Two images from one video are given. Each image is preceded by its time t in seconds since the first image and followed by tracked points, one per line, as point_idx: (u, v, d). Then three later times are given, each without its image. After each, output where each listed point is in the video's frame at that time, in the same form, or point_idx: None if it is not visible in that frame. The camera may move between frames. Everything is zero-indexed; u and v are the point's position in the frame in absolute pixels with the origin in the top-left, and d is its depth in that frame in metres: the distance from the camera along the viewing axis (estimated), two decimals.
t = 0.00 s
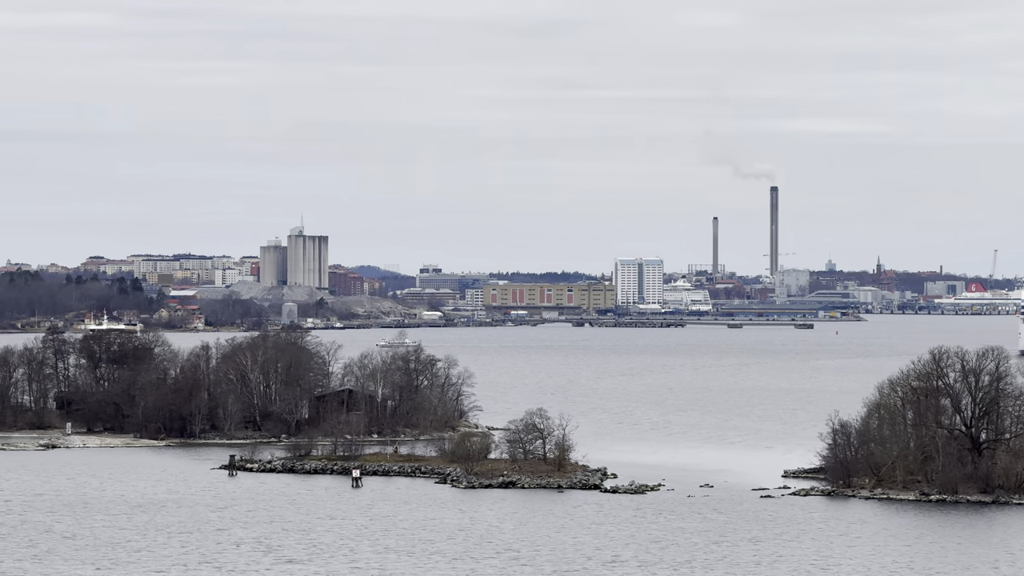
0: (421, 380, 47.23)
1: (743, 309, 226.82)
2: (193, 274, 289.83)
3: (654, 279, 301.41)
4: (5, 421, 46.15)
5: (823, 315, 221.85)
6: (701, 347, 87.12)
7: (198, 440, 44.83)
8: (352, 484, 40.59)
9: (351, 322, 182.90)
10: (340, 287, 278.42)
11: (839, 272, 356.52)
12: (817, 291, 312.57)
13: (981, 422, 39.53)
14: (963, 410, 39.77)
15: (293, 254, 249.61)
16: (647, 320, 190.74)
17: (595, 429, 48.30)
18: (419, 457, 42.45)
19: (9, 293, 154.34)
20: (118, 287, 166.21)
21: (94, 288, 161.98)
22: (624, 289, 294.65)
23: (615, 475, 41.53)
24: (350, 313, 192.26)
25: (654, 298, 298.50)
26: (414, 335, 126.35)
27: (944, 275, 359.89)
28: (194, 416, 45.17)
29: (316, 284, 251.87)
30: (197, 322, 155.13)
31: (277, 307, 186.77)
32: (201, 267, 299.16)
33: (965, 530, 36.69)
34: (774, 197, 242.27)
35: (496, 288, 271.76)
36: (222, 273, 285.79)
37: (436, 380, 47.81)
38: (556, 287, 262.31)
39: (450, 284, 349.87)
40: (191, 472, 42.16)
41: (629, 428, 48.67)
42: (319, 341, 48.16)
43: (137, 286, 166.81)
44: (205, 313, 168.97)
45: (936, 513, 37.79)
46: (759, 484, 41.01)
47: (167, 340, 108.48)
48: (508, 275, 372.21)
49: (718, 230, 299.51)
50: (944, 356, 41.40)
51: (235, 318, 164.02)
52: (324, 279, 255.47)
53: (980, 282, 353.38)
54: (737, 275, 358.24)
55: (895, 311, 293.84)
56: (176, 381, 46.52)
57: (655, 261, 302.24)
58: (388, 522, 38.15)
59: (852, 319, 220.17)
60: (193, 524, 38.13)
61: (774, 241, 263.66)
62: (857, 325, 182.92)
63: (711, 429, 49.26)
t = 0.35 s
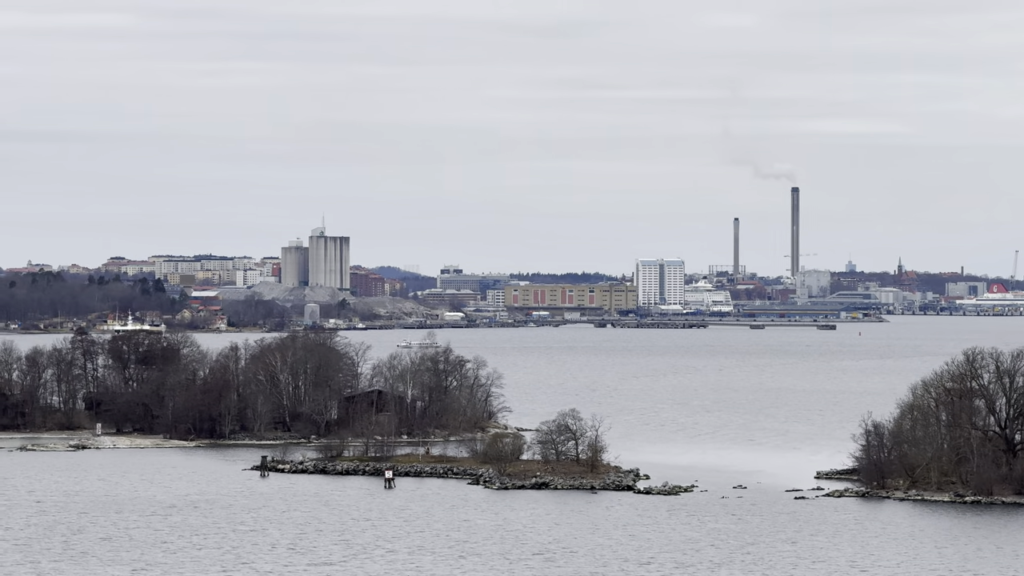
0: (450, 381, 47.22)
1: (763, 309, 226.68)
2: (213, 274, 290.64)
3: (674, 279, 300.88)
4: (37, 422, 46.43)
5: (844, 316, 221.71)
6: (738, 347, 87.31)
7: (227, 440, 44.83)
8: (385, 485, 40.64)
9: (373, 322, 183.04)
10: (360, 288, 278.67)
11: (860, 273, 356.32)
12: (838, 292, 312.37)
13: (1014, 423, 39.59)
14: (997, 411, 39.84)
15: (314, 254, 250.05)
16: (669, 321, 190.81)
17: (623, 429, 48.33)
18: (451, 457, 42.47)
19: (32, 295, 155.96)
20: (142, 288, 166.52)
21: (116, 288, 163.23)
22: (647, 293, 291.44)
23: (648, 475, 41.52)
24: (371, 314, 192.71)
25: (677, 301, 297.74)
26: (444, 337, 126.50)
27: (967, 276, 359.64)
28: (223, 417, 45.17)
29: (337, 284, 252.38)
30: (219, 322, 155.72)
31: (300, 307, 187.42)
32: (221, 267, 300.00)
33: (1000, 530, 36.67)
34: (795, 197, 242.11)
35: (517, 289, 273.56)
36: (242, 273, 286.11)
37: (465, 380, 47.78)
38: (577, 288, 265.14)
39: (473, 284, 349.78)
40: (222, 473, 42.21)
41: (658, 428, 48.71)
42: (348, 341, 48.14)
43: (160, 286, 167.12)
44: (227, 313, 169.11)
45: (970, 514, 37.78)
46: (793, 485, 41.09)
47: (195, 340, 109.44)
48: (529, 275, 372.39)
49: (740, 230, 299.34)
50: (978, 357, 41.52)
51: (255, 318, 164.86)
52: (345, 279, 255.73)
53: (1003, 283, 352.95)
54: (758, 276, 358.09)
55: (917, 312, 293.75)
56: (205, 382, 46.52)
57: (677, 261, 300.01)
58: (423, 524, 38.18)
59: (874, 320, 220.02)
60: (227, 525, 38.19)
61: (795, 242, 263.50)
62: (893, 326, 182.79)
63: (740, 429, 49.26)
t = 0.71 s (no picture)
0: (485, 384, 47.15)
1: (790, 313, 226.40)
2: (240, 275, 291.68)
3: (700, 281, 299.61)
4: (73, 426, 46.71)
5: (871, 319, 221.46)
6: (778, 351, 87.35)
7: (262, 443, 44.83)
8: (422, 488, 40.63)
9: (401, 326, 183.34)
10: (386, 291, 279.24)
11: (886, 276, 355.79)
12: (864, 295, 311.90)
13: None
14: None
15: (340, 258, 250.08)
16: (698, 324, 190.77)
17: (658, 432, 48.29)
18: (488, 461, 42.43)
19: (62, 299, 156.84)
20: (170, 289, 167.14)
21: (144, 290, 163.38)
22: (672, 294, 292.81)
23: (685, 479, 41.49)
24: (399, 318, 193.22)
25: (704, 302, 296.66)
26: (481, 339, 126.66)
27: (995, 279, 358.88)
28: (258, 420, 45.16)
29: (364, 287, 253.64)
30: (248, 325, 156.14)
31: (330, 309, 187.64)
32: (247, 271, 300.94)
33: None
34: (821, 200, 241.81)
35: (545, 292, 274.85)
36: (269, 276, 287.17)
37: (499, 384, 47.71)
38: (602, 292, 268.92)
39: (499, 286, 350.12)
40: (259, 475, 42.22)
41: (693, 431, 48.65)
42: (383, 345, 48.11)
43: (188, 289, 167.83)
44: (256, 314, 169.73)
45: (1011, 517, 37.68)
46: (831, 489, 41.09)
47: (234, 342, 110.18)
48: (555, 279, 372.75)
49: (766, 233, 298.97)
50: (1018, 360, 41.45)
51: (283, 320, 165.73)
52: (371, 283, 255.89)
53: None
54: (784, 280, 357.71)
55: (943, 315, 293.15)
56: (240, 385, 46.53)
57: (704, 266, 299.02)
58: (463, 526, 38.16)
59: (901, 323, 219.74)
60: (266, 528, 38.22)
61: (821, 246, 263.15)
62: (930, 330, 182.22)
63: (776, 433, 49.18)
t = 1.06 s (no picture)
0: (524, 388, 47.10)
1: (822, 317, 226.16)
2: (270, 279, 293.35)
3: (734, 286, 298.97)
4: (113, 429, 47.23)
5: (903, 322, 221.28)
6: (814, 355, 87.62)
7: (302, 447, 44.81)
8: (465, 492, 40.59)
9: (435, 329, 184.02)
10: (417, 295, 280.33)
11: (918, 279, 355.61)
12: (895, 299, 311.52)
13: None
14: None
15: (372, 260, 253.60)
16: (730, 327, 191.04)
17: (699, 436, 48.27)
18: (530, 465, 42.38)
19: (94, 303, 157.65)
20: (202, 293, 168.04)
21: (178, 293, 164.13)
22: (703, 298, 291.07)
23: (728, 483, 41.41)
24: (431, 321, 194.14)
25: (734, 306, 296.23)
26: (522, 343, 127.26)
27: None
28: (298, 424, 45.15)
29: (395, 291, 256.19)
30: (280, 328, 156.72)
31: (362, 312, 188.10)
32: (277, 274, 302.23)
33: None
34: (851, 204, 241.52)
35: (577, 297, 275.92)
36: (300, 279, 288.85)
37: (539, 387, 47.66)
38: (634, 295, 271.33)
39: (530, 289, 350.99)
40: (301, 479, 42.22)
41: (733, 436, 48.63)
42: (422, 348, 48.07)
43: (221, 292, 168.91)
44: (287, 318, 171.69)
45: None
46: (875, 494, 41.02)
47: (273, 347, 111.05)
48: (587, 281, 373.40)
49: (796, 237, 298.71)
50: None
51: (315, 324, 166.67)
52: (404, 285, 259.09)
53: None
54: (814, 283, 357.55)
55: (975, 320, 292.77)
56: (280, 388, 46.55)
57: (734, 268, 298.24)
58: (507, 531, 38.11)
59: (933, 327, 219.67)
60: (310, 531, 38.20)
61: (851, 249, 262.89)
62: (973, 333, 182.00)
63: (814, 438, 49.12)
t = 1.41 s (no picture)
0: (561, 392, 47.06)
1: (852, 320, 226.19)
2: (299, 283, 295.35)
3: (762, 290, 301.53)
4: (150, 434, 47.82)
5: (933, 326, 221.46)
6: (847, 360, 87.86)
7: (340, 451, 44.80)
8: (505, 497, 40.53)
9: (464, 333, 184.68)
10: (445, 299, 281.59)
11: (948, 283, 355.21)
12: (925, 303, 311.11)
13: None
14: None
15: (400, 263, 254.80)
16: (762, 331, 191.40)
17: (738, 441, 48.26)
18: (570, 469, 42.32)
19: (126, 305, 159.13)
20: (232, 297, 169.81)
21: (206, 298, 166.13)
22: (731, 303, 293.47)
23: (769, 488, 41.30)
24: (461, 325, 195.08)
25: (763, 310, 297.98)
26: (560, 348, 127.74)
27: None
28: (336, 428, 45.16)
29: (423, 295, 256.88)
30: (311, 332, 157.77)
31: (392, 316, 189.07)
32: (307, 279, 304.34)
33: None
34: (880, 209, 241.10)
35: (605, 300, 279.43)
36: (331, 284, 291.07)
37: (575, 391, 47.62)
38: (665, 298, 272.72)
39: (558, 293, 352.17)
40: (340, 483, 42.22)
41: (769, 440, 48.53)
42: (459, 352, 48.04)
43: (250, 297, 170.67)
44: (316, 322, 173.08)
45: None
46: (917, 498, 40.91)
47: (309, 352, 112.19)
48: (617, 286, 374.31)
49: (826, 240, 298.89)
50: None
51: (345, 329, 167.95)
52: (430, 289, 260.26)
53: None
54: (842, 287, 357.49)
55: (1003, 324, 292.12)
56: (317, 393, 46.57)
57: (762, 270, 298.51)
58: (550, 535, 38.03)
59: (964, 331, 219.52)
60: (352, 535, 38.18)
61: (879, 253, 262.58)
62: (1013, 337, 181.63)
63: (850, 443, 49.00)
